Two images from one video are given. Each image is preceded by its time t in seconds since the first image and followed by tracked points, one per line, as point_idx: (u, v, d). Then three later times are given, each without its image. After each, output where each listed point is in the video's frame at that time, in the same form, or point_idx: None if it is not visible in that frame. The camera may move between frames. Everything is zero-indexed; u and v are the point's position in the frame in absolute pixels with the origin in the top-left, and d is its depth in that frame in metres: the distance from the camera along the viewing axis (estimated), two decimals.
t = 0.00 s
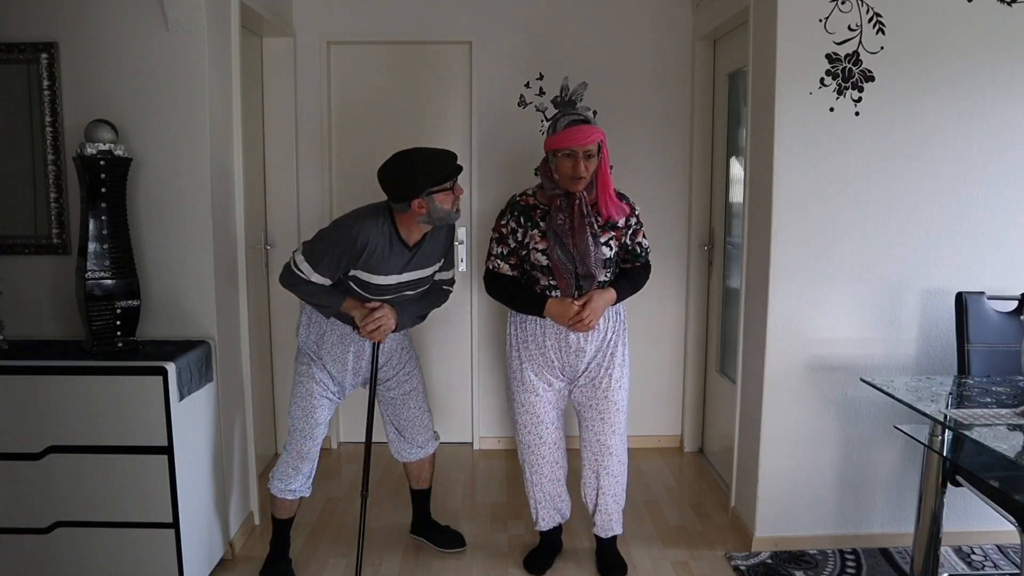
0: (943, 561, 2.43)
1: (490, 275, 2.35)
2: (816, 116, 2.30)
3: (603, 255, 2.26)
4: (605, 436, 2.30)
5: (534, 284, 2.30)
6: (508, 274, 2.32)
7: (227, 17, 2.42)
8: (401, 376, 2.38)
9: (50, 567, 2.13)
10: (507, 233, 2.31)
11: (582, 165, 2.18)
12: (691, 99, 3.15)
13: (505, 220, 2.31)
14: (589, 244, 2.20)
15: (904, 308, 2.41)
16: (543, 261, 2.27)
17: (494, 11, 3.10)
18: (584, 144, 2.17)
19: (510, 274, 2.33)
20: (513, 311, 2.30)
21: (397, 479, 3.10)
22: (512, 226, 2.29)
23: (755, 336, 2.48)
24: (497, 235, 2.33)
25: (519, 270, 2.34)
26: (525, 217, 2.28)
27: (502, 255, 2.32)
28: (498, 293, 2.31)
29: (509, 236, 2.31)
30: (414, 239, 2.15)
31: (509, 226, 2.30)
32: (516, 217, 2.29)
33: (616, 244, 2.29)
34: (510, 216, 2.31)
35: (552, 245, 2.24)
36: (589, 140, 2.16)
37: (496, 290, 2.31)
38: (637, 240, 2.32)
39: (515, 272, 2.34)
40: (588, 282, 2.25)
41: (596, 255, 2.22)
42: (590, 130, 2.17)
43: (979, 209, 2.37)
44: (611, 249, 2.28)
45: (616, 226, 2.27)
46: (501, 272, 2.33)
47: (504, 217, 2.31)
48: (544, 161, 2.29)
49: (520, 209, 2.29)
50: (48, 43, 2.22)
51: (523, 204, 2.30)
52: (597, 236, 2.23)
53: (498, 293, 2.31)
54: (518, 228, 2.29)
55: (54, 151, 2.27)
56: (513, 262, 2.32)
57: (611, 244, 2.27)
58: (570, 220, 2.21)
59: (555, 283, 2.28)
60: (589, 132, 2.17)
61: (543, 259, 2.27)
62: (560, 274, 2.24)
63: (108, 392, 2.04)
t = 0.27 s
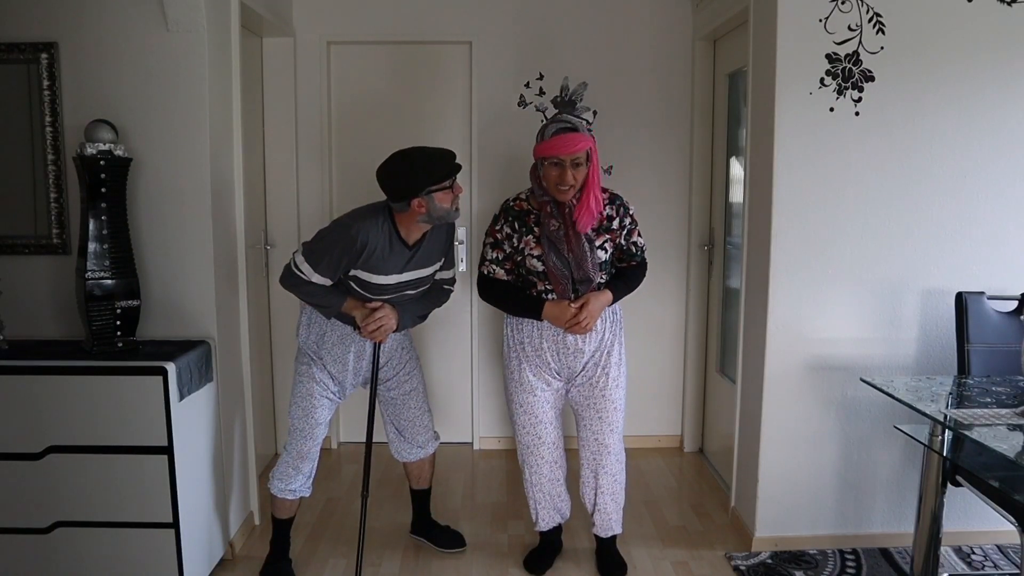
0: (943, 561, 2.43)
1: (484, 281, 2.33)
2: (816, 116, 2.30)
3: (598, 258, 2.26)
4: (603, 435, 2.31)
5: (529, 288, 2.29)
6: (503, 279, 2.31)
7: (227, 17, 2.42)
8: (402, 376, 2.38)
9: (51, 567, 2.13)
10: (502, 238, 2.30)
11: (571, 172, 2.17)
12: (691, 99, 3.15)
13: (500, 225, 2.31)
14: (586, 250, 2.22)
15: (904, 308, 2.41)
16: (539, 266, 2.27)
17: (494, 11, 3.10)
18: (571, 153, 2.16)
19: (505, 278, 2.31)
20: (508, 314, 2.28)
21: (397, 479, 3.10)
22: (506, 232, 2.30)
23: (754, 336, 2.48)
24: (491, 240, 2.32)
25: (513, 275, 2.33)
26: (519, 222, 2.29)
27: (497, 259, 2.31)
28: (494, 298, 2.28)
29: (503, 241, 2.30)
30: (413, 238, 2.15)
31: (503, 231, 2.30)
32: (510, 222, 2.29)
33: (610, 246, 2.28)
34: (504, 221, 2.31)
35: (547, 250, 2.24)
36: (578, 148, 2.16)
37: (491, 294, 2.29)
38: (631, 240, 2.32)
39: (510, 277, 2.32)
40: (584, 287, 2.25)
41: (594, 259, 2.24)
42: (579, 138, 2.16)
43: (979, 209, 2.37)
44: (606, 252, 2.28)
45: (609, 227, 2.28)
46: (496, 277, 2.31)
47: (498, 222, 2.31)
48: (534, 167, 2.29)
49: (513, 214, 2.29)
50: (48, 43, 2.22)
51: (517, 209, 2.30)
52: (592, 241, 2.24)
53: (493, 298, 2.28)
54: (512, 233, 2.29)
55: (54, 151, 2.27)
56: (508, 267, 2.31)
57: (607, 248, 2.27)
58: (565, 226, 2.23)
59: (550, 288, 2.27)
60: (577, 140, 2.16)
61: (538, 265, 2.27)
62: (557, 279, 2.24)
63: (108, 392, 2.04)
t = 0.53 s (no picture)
0: (943, 561, 2.43)
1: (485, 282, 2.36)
2: (816, 116, 2.30)
3: (596, 265, 2.23)
4: (601, 438, 2.30)
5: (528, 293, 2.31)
6: (501, 283, 2.33)
7: (227, 17, 2.42)
8: (402, 376, 2.38)
9: (50, 567, 2.13)
10: (502, 242, 2.31)
11: (568, 185, 2.16)
12: (691, 99, 3.15)
13: (500, 229, 2.31)
14: (581, 259, 2.21)
15: (904, 308, 2.41)
16: (536, 272, 2.27)
17: (494, 11, 3.10)
18: (569, 166, 2.13)
19: (504, 282, 2.33)
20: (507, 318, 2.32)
21: (397, 479, 3.10)
22: (506, 236, 2.29)
23: (754, 336, 2.48)
24: (492, 243, 2.33)
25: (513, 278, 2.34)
26: (518, 227, 2.28)
27: (496, 263, 2.32)
28: (492, 302, 2.31)
29: (503, 245, 2.31)
30: (414, 238, 2.16)
31: (502, 235, 2.30)
32: (511, 227, 2.29)
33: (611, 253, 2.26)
34: (504, 225, 2.30)
35: (544, 257, 2.25)
36: (577, 161, 2.13)
37: (489, 297, 2.32)
38: (632, 246, 2.29)
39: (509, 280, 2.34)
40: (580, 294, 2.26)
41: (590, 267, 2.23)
42: (580, 151, 2.14)
43: (979, 209, 2.37)
44: (606, 258, 2.25)
45: (610, 235, 2.25)
46: (495, 280, 2.33)
47: (499, 226, 2.31)
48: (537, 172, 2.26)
49: (514, 219, 2.28)
50: (48, 43, 2.22)
51: (518, 214, 2.28)
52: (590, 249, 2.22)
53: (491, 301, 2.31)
54: (512, 238, 2.29)
55: (54, 151, 2.27)
56: (507, 271, 2.32)
57: (606, 254, 2.25)
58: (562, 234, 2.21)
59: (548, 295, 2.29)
60: (575, 153, 2.13)
61: (536, 270, 2.27)
62: (553, 287, 2.25)
63: (108, 392, 2.04)
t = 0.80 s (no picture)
0: (943, 561, 2.43)
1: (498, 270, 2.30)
2: (816, 116, 2.30)
3: (606, 253, 2.20)
4: (608, 440, 2.30)
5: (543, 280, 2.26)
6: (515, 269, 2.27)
7: (228, 17, 2.42)
8: (402, 376, 2.38)
9: (50, 567, 2.13)
10: (517, 230, 2.28)
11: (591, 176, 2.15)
12: (691, 99, 3.15)
13: (514, 218, 2.29)
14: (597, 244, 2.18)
15: (904, 308, 2.41)
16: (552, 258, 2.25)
17: (495, 11, 3.10)
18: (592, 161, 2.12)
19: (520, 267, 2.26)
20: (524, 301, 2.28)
21: (397, 479, 3.10)
22: (520, 225, 2.27)
23: (754, 336, 2.49)
24: (506, 232, 2.30)
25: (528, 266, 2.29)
26: (533, 216, 2.27)
27: (512, 250, 2.28)
28: (507, 288, 2.25)
29: (519, 232, 2.28)
30: (414, 239, 2.15)
31: (517, 224, 2.28)
32: (525, 215, 2.28)
33: (620, 242, 2.22)
34: (519, 215, 2.29)
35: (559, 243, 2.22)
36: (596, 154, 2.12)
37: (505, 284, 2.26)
38: (642, 239, 2.26)
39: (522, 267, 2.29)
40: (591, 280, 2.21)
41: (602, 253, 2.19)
42: (593, 143, 2.13)
43: (979, 209, 2.37)
44: (614, 246, 2.21)
45: (620, 223, 2.23)
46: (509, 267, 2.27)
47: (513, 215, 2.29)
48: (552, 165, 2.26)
49: (528, 209, 2.28)
50: (48, 43, 2.22)
51: (531, 204, 2.29)
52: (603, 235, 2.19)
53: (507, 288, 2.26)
54: (527, 226, 2.27)
55: (54, 151, 2.27)
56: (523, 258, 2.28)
57: (615, 242, 2.21)
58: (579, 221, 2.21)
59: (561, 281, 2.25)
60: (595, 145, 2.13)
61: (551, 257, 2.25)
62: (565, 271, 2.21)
63: (108, 392, 2.04)
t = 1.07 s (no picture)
0: (943, 561, 2.43)
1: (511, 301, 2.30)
2: (816, 116, 2.30)
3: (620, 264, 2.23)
4: (628, 441, 2.30)
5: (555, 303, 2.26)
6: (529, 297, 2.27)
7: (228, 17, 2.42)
8: (401, 376, 2.38)
9: (51, 567, 2.13)
10: (519, 258, 2.27)
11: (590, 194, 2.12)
12: (691, 99, 3.15)
13: (514, 246, 2.28)
14: (605, 260, 2.17)
15: (904, 308, 2.41)
16: (561, 280, 2.23)
17: (494, 11, 3.10)
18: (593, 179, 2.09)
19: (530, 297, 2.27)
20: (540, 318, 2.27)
21: (397, 479, 3.10)
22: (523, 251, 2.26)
23: (754, 335, 2.49)
24: (509, 262, 2.30)
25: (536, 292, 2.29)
26: (533, 240, 2.25)
27: (519, 279, 2.27)
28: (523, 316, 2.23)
29: (523, 260, 2.27)
30: (412, 238, 2.15)
31: (518, 251, 2.27)
32: (525, 242, 2.26)
33: (628, 251, 2.26)
34: (518, 242, 2.28)
35: (566, 264, 2.20)
36: (599, 175, 2.09)
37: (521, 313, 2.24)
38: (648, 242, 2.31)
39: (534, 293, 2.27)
40: (608, 295, 2.19)
41: (613, 267, 2.19)
42: (611, 160, 2.10)
43: (979, 208, 2.37)
44: (625, 256, 2.25)
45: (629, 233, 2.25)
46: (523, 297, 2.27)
47: (513, 244, 2.28)
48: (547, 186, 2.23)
49: (526, 234, 2.26)
50: (48, 43, 2.22)
51: (529, 228, 2.26)
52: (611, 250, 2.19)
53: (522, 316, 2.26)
54: (529, 252, 2.26)
55: (54, 151, 2.27)
56: (532, 284, 2.27)
57: (625, 252, 2.25)
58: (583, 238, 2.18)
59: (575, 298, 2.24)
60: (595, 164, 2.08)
61: (560, 279, 2.23)
62: (580, 289, 2.20)
63: (108, 392, 2.04)
